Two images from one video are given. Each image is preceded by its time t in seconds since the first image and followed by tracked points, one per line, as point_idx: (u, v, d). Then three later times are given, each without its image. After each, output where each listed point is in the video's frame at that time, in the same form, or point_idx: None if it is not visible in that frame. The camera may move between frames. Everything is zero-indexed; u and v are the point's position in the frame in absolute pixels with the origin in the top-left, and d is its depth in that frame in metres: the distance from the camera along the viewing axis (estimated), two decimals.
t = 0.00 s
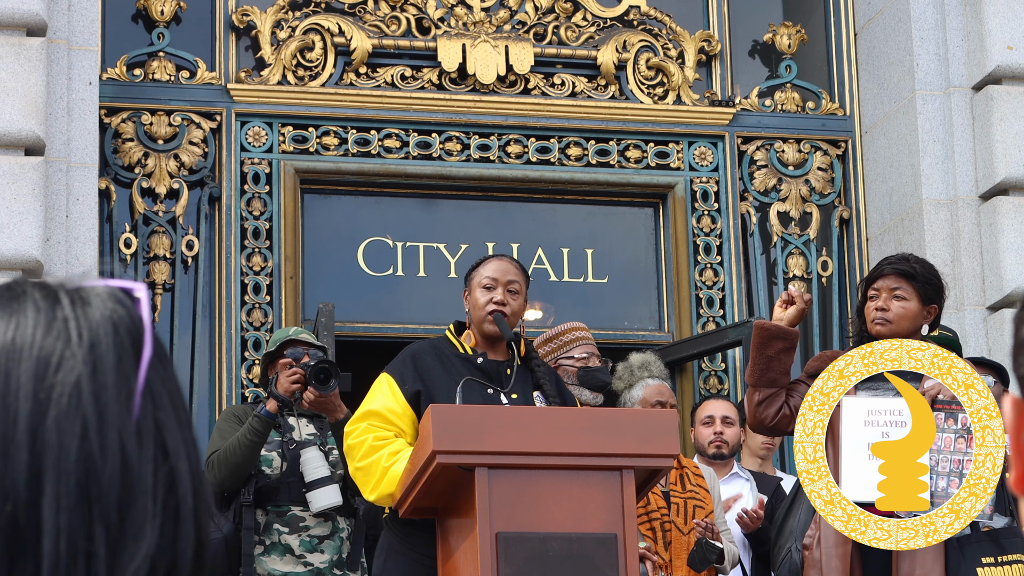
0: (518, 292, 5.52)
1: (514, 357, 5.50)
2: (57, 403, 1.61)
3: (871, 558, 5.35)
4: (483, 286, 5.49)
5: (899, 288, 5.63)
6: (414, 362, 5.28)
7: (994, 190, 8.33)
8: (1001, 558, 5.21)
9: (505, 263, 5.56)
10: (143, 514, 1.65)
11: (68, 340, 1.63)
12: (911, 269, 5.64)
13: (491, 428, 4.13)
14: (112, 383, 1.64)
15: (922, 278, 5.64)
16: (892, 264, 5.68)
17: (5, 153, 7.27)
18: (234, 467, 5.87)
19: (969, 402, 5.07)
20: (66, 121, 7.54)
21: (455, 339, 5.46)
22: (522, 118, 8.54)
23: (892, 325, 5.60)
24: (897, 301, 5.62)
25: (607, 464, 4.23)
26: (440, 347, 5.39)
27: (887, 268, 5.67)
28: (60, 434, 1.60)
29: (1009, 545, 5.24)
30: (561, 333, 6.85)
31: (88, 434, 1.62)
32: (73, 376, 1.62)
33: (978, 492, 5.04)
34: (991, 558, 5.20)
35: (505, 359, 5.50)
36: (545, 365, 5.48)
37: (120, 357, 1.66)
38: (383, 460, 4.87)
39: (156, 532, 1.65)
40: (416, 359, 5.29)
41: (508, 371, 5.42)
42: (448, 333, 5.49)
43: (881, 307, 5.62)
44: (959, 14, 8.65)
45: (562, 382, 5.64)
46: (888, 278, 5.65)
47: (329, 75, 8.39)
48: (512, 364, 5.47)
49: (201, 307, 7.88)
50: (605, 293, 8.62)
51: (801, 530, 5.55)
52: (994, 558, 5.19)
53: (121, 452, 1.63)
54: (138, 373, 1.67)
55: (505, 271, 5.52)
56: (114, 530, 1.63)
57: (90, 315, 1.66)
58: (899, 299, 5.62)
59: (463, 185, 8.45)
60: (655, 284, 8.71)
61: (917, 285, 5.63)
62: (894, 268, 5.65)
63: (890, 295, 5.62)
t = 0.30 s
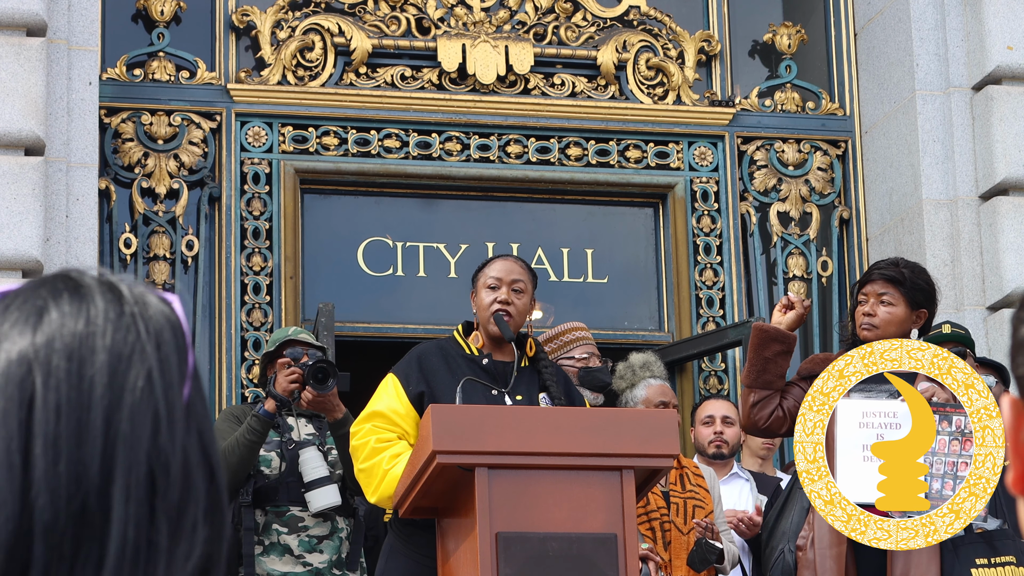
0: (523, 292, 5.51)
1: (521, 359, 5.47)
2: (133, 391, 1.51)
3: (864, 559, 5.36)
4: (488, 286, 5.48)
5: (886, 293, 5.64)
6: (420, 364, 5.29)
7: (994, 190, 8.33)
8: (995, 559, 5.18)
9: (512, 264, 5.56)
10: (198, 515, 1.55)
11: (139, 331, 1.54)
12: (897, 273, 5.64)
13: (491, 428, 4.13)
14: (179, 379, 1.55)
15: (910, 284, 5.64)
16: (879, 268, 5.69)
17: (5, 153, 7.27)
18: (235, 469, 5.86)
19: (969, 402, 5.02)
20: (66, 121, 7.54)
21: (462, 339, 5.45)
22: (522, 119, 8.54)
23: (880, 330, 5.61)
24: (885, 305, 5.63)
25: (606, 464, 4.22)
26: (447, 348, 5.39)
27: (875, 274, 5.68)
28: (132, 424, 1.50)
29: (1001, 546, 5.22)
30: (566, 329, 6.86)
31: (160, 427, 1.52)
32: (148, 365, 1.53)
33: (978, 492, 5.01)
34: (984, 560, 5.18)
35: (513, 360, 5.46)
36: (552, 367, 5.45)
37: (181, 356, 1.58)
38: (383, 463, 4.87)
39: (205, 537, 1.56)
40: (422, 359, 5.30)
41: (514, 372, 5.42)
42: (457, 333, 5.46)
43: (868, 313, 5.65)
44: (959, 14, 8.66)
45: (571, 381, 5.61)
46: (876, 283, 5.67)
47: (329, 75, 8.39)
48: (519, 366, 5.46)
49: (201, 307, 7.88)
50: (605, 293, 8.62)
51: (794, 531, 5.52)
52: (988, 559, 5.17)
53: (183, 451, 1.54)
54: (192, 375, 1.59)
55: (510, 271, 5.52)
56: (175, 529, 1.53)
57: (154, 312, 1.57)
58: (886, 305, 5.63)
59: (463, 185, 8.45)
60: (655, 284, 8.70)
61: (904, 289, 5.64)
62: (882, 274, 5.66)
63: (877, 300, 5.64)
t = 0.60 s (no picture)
0: (527, 292, 5.49)
1: (528, 360, 5.47)
2: (170, 390, 1.56)
3: (859, 560, 5.35)
4: (493, 286, 5.49)
5: (878, 296, 5.64)
6: (425, 364, 5.28)
7: (994, 190, 8.33)
8: (990, 561, 5.19)
9: (518, 265, 5.55)
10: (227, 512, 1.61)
11: (172, 332, 1.59)
12: (888, 277, 5.65)
13: (492, 428, 4.12)
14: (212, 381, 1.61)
15: (902, 287, 5.63)
16: (870, 272, 5.69)
17: (5, 153, 7.27)
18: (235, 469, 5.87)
19: (969, 402, 5.08)
20: (66, 121, 7.54)
21: (468, 341, 5.44)
22: (522, 119, 8.54)
23: (872, 333, 5.61)
24: (877, 309, 5.63)
25: (607, 464, 4.22)
26: (453, 350, 5.38)
27: (867, 278, 5.69)
28: (171, 421, 1.56)
29: (997, 549, 5.23)
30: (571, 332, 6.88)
31: (195, 424, 1.58)
32: (182, 366, 1.59)
33: (978, 492, 5.04)
34: (980, 562, 5.18)
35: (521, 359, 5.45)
36: (559, 369, 5.43)
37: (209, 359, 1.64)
38: (387, 468, 4.89)
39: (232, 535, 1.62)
40: (428, 360, 5.29)
41: (519, 374, 5.40)
42: (463, 333, 5.45)
43: (860, 317, 5.65)
44: (959, 14, 8.65)
45: (578, 380, 5.60)
46: (868, 287, 5.67)
47: (329, 75, 8.39)
48: (526, 367, 5.45)
49: (201, 307, 7.88)
50: (605, 294, 8.62)
51: (789, 534, 5.52)
52: (984, 562, 5.18)
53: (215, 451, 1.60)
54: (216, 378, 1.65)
55: (515, 272, 5.51)
56: (207, 526, 1.59)
57: (182, 314, 1.63)
58: (878, 309, 5.63)
59: (463, 185, 8.45)
60: (656, 284, 8.70)
61: (895, 292, 5.64)
62: (873, 279, 5.66)
63: (869, 304, 5.64)
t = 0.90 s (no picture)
0: (529, 292, 5.48)
1: (533, 360, 5.46)
2: (166, 392, 1.53)
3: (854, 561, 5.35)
4: (495, 288, 5.49)
5: (875, 297, 5.64)
6: (431, 365, 5.29)
7: (994, 190, 8.32)
8: (987, 564, 5.18)
9: (520, 266, 5.55)
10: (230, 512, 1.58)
11: (167, 332, 1.56)
12: (885, 278, 5.65)
13: (492, 428, 4.12)
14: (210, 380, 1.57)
15: (898, 288, 5.64)
16: (867, 273, 5.68)
17: (5, 153, 7.27)
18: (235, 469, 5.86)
19: (969, 402, 5.10)
20: (66, 121, 7.54)
21: (473, 342, 5.43)
22: (522, 119, 8.54)
23: (870, 334, 5.61)
24: (874, 310, 5.63)
25: (606, 464, 4.22)
26: (457, 351, 5.37)
27: (864, 279, 5.68)
28: (168, 423, 1.52)
29: (992, 550, 5.21)
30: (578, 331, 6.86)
31: (193, 425, 1.55)
32: (178, 368, 1.55)
33: (978, 492, 5.03)
34: (977, 564, 5.18)
35: (526, 360, 5.44)
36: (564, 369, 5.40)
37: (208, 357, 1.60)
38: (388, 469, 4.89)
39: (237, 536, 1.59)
40: (433, 362, 5.29)
41: (523, 375, 5.41)
42: (469, 334, 5.45)
43: (857, 317, 5.64)
44: (959, 14, 8.65)
45: (584, 379, 5.59)
46: (864, 288, 5.66)
47: (329, 75, 8.39)
48: (530, 367, 5.44)
49: (201, 307, 7.89)
50: (605, 294, 8.61)
51: (784, 536, 5.48)
52: (980, 564, 5.18)
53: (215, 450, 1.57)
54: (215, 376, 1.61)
55: (516, 273, 5.51)
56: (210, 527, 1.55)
57: (178, 313, 1.59)
58: (875, 309, 5.63)
59: (463, 185, 8.45)
60: (656, 284, 8.70)
61: (892, 293, 5.64)
62: (870, 279, 5.66)
63: (866, 304, 5.64)
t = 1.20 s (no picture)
0: (530, 292, 5.48)
1: (537, 360, 5.46)
2: (115, 384, 1.53)
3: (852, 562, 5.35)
4: (495, 289, 5.50)
5: (870, 297, 5.64)
6: (435, 366, 5.28)
7: (994, 190, 8.33)
8: (983, 563, 5.18)
9: (520, 266, 5.56)
10: (198, 495, 1.58)
11: (112, 323, 1.55)
12: (881, 278, 5.65)
13: (492, 428, 4.12)
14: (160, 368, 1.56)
15: (894, 288, 5.65)
16: (861, 272, 5.67)
17: (5, 153, 7.27)
18: (236, 469, 5.86)
19: (969, 402, 5.12)
20: (66, 121, 7.54)
21: (478, 343, 5.42)
22: (522, 119, 8.54)
23: (866, 334, 5.61)
24: (870, 310, 5.63)
25: (606, 464, 4.21)
26: (461, 352, 5.36)
27: (858, 279, 5.67)
28: (119, 414, 1.52)
29: (988, 550, 5.22)
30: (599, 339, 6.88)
31: (146, 414, 1.54)
32: (126, 358, 1.54)
33: (978, 492, 5.05)
34: (973, 564, 5.18)
35: (530, 360, 5.45)
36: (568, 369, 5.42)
37: (163, 344, 1.59)
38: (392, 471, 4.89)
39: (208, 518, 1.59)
40: (438, 363, 5.28)
41: (529, 376, 5.40)
42: (472, 335, 5.44)
43: (853, 317, 5.64)
44: (959, 14, 8.65)
45: (588, 376, 5.60)
46: (860, 288, 5.66)
47: (329, 75, 8.39)
48: (534, 367, 5.44)
49: (201, 306, 7.89)
50: (605, 294, 8.61)
51: (780, 538, 5.46)
52: (977, 563, 5.18)
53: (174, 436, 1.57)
54: (173, 360, 1.61)
55: (517, 273, 5.51)
56: (177, 512, 1.56)
57: (126, 303, 1.58)
58: (871, 309, 5.63)
59: (463, 185, 8.45)
60: (656, 284, 8.70)
61: (887, 292, 5.65)
62: (865, 279, 5.65)
63: (862, 304, 5.64)
